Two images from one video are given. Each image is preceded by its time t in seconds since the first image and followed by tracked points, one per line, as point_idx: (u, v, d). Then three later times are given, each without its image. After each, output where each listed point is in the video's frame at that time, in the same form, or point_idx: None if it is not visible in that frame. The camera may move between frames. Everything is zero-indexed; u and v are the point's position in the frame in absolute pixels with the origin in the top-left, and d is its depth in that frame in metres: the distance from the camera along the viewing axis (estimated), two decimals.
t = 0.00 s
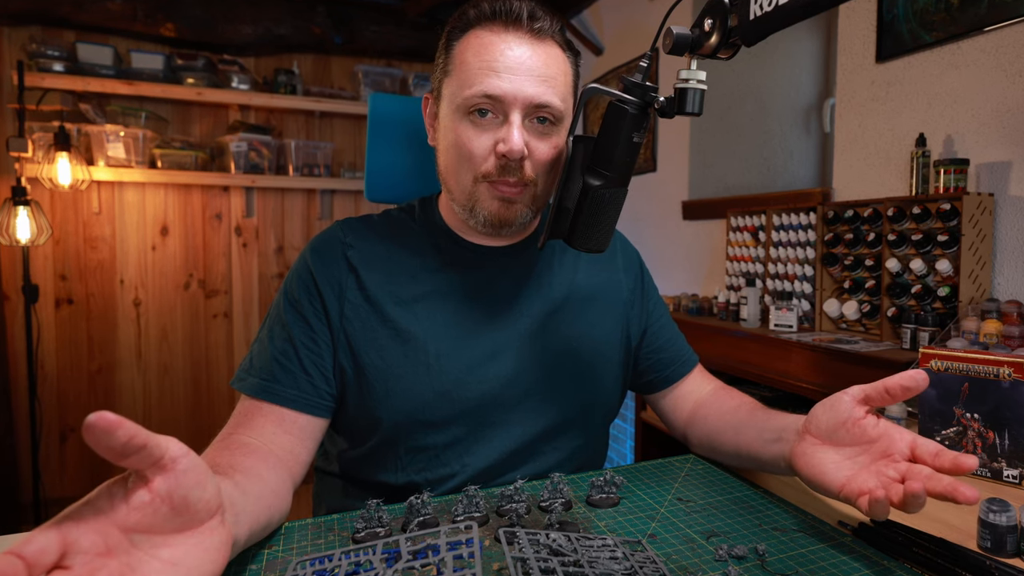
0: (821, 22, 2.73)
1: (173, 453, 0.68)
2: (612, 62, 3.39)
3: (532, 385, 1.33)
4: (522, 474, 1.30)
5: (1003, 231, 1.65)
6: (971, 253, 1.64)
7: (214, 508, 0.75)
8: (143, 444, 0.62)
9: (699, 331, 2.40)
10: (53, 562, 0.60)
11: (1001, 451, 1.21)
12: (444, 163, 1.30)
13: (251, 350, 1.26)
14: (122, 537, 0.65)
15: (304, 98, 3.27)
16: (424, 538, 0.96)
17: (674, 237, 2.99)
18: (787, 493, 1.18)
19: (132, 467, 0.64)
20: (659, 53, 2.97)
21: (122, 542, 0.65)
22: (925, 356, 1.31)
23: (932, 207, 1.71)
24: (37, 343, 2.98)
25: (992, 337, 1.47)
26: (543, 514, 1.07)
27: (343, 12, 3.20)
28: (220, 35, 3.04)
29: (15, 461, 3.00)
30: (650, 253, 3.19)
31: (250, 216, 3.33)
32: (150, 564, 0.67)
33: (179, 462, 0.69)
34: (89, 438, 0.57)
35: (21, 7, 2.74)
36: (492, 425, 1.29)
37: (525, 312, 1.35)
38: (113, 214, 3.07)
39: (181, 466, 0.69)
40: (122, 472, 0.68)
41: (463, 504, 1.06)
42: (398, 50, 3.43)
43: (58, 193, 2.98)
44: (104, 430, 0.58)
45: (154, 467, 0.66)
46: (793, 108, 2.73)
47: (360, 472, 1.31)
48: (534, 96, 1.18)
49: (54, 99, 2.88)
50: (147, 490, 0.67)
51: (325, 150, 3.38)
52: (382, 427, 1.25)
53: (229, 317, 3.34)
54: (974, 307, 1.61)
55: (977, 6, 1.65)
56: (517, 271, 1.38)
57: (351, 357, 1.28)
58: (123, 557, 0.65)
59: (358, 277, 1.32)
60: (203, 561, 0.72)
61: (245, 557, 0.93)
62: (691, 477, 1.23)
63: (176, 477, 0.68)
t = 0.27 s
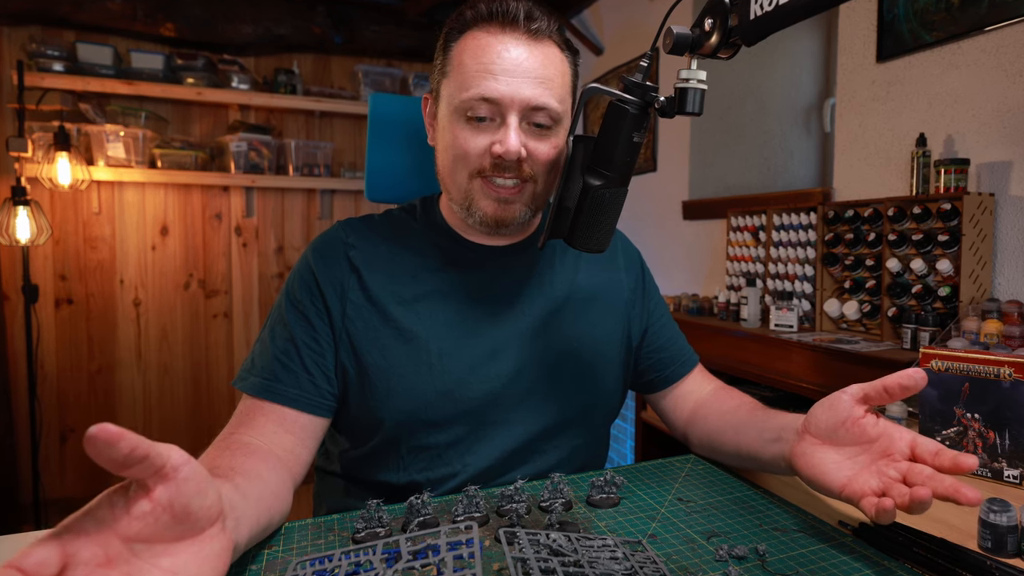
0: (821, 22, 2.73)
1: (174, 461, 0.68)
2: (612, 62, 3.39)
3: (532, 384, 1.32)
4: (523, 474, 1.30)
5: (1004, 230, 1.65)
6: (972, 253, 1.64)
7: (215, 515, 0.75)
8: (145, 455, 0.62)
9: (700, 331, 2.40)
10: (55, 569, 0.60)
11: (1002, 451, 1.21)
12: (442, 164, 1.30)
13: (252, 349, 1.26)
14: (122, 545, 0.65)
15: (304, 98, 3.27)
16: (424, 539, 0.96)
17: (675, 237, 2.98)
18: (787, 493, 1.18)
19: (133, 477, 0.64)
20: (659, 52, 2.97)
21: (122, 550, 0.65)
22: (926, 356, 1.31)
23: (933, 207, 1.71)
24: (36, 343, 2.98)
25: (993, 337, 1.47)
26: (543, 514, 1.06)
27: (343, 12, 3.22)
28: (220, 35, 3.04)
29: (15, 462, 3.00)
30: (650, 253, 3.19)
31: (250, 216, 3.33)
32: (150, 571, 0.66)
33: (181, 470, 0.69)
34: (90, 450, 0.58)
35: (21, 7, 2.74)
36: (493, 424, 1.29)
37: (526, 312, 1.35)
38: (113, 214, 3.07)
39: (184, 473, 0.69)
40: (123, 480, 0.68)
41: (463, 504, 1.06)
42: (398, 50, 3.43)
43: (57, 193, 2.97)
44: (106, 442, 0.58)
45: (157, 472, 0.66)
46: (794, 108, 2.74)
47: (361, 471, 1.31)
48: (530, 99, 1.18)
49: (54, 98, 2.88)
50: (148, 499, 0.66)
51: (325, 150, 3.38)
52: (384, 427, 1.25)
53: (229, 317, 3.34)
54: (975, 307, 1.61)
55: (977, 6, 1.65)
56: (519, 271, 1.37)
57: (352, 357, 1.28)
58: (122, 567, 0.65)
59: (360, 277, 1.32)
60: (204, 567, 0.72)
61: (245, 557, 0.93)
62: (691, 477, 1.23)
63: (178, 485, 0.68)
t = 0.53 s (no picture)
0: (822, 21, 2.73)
1: (178, 458, 0.67)
2: (612, 62, 3.39)
3: (533, 384, 1.32)
4: (523, 474, 1.30)
5: (1005, 230, 1.65)
6: (972, 253, 1.64)
7: (215, 513, 0.75)
8: (149, 450, 0.62)
9: (700, 331, 2.40)
10: (55, 563, 0.60)
11: (1002, 451, 1.21)
12: (447, 164, 1.29)
13: (252, 349, 1.26)
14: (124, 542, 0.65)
15: (304, 98, 3.26)
16: (424, 539, 0.96)
17: (675, 237, 2.98)
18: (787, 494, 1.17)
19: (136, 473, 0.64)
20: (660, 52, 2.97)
21: (123, 548, 0.65)
22: (926, 356, 1.31)
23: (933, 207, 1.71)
24: (36, 343, 2.98)
25: (993, 337, 1.46)
26: (543, 514, 1.06)
27: (343, 11, 3.23)
28: (220, 34, 3.04)
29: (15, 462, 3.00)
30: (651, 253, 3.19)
31: (250, 215, 3.33)
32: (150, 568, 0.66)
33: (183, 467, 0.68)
34: (95, 443, 0.57)
35: (21, 7, 2.73)
36: (494, 425, 1.29)
37: (526, 312, 1.35)
38: (113, 214, 3.07)
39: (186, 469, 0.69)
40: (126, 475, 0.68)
41: (463, 504, 1.06)
42: (398, 50, 3.43)
43: (57, 193, 2.97)
44: (111, 435, 0.58)
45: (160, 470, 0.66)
46: (794, 107, 2.74)
47: (361, 472, 1.31)
48: (539, 99, 1.18)
49: (54, 98, 2.88)
50: (151, 495, 0.66)
51: (325, 150, 3.38)
52: (384, 427, 1.25)
53: (229, 317, 3.34)
54: (976, 307, 1.61)
55: (978, 5, 1.65)
56: (519, 270, 1.37)
57: (353, 357, 1.28)
58: (123, 564, 0.65)
59: (361, 277, 1.32)
60: (204, 566, 0.71)
61: (244, 557, 0.93)
62: (691, 477, 1.22)
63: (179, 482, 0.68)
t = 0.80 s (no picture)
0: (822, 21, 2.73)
1: (181, 488, 0.66)
2: (612, 61, 3.38)
3: (532, 384, 1.32)
4: (523, 473, 1.30)
5: (1005, 230, 1.65)
6: (973, 253, 1.64)
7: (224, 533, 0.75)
8: (152, 489, 0.61)
9: (701, 331, 2.40)
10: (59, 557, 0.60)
11: (1003, 451, 1.21)
12: (444, 160, 1.29)
13: (251, 347, 1.26)
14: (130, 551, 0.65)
15: (304, 98, 3.26)
16: (424, 539, 0.95)
17: (675, 237, 2.98)
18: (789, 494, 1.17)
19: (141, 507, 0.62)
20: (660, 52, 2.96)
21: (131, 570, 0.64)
22: (927, 356, 1.31)
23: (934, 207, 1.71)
24: (36, 343, 2.98)
25: (994, 337, 1.46)
26: (543, 514, 1.06)
27: (343, 11, 3.24)
28: (220, 34, 3.04)
29: (15, 462, 2.99)
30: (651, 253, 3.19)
31: (250, 215, 3.33)
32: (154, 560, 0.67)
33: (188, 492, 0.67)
34: (97, 489, 0.57)
35: (21, 6, 2.73)
36: (494, 424, 1.29)
37: (527, 312, 1.35)
38: (113, 214, 3.07)
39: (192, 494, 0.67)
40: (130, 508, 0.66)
41: (463, 504, 1.05)
42: (398, 50, 3.43)
43: (57, 193, 2.97)
44: (111, 481, 0.57)
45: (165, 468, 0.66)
46: (795, 107, 2.74)
47: (361, 472, 1.30)
48: (530, 86, 1.18)
49: (54, 98, 2.88)
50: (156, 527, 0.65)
51: (325, 150, 3.38)
52: (384, 427, 1.25)
53: (229, 317, 3.34)
54: (976, 307, 1.61)
55: (979, 5, 1.65)
56: (519, 270, 1.37)
57: (353, 356, 1.27)
58: None
59: (361, 275, 1.31)
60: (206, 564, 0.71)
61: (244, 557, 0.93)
62: (692, 478, 1.22)
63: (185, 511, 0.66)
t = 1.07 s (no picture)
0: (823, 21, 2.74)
1: (179, 481, 0.65)
2: (613, 61, 3.38)
3: (532, 385, 1.32)
4: (523, 474, 1.30)
5: (1006, 230, 1.65)
6: (973, 253, 1.63)
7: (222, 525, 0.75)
8: (150, 480, 0.61)
9: (701, 331, 2.40)
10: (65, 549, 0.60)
11: (1003, 451, 1.21)
12: (443, 167, 1.29)
13: (252, 348, 1.26)
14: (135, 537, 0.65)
15: (304, 98, 3.26)
16: (424, 539, 0.95)
17: (675, 237, 2.98)
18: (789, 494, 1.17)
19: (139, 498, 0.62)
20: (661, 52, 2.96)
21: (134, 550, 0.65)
22: (928, 356, 1.31)
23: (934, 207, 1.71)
24: (36, 343, 2.97)
25: (995, 337, 1.46)
26: (544, 514, 1.06)
27: (343, 11, 3.23)
28: (220, 34, 3.04)
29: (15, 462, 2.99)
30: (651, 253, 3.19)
31: (250, 215, 3.33)
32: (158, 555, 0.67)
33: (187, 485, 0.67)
34: (94, 479, 0.56)
35: (20, 6, 2.73)
36: (494, 425, 1.29)
37: (527, 312, 1.35)
38: (113, 214, 3.07)
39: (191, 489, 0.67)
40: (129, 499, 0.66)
41: (464, 505, 1.05)
42: (398, 50, 3.43)
43: (57, 193, 2.97)
44: (109, 472, 0.57)
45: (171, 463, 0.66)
46: (796, 107, 2.75)
47: (361, 472, 1.30)
48: (531, 104, 1.17)
49: (54, 98, 2.88)
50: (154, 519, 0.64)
51: (325, 150, 3.38)
52: (384, 427, 1.25)
53: (229, 317, 3.34)
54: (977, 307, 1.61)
55: (979, 5, 1.65)
56: (519, 270, 1.37)
57: (353, 357, 1.27)
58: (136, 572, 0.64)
59: (361, 276, 1.31)
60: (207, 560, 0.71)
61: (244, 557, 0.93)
62: (692, 478, 1.22)
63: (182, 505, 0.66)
